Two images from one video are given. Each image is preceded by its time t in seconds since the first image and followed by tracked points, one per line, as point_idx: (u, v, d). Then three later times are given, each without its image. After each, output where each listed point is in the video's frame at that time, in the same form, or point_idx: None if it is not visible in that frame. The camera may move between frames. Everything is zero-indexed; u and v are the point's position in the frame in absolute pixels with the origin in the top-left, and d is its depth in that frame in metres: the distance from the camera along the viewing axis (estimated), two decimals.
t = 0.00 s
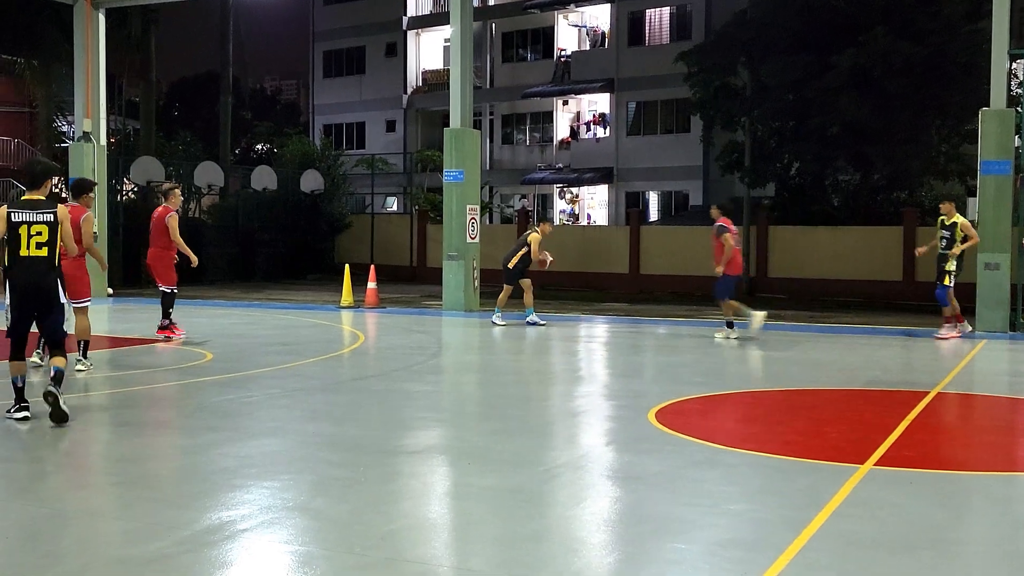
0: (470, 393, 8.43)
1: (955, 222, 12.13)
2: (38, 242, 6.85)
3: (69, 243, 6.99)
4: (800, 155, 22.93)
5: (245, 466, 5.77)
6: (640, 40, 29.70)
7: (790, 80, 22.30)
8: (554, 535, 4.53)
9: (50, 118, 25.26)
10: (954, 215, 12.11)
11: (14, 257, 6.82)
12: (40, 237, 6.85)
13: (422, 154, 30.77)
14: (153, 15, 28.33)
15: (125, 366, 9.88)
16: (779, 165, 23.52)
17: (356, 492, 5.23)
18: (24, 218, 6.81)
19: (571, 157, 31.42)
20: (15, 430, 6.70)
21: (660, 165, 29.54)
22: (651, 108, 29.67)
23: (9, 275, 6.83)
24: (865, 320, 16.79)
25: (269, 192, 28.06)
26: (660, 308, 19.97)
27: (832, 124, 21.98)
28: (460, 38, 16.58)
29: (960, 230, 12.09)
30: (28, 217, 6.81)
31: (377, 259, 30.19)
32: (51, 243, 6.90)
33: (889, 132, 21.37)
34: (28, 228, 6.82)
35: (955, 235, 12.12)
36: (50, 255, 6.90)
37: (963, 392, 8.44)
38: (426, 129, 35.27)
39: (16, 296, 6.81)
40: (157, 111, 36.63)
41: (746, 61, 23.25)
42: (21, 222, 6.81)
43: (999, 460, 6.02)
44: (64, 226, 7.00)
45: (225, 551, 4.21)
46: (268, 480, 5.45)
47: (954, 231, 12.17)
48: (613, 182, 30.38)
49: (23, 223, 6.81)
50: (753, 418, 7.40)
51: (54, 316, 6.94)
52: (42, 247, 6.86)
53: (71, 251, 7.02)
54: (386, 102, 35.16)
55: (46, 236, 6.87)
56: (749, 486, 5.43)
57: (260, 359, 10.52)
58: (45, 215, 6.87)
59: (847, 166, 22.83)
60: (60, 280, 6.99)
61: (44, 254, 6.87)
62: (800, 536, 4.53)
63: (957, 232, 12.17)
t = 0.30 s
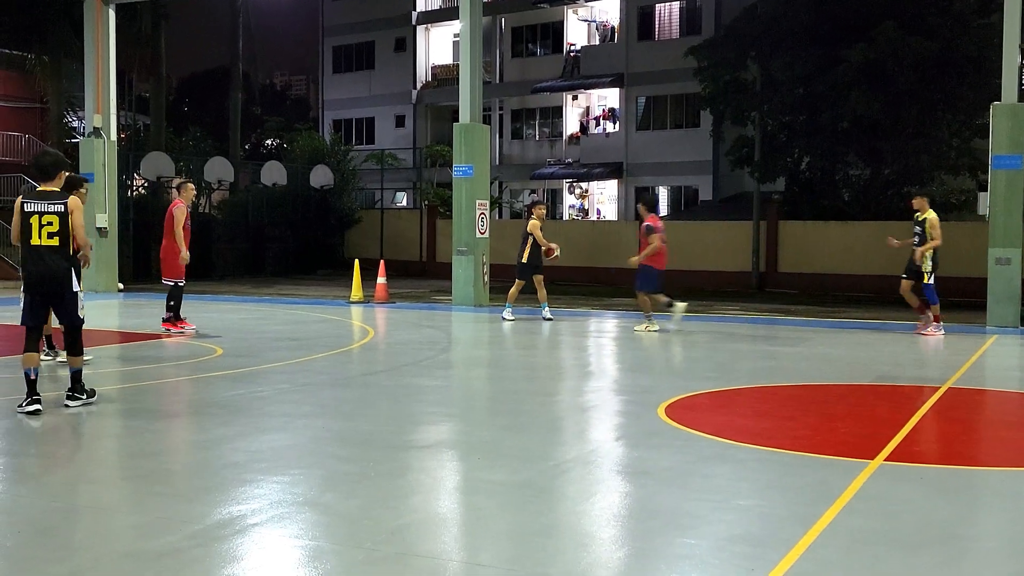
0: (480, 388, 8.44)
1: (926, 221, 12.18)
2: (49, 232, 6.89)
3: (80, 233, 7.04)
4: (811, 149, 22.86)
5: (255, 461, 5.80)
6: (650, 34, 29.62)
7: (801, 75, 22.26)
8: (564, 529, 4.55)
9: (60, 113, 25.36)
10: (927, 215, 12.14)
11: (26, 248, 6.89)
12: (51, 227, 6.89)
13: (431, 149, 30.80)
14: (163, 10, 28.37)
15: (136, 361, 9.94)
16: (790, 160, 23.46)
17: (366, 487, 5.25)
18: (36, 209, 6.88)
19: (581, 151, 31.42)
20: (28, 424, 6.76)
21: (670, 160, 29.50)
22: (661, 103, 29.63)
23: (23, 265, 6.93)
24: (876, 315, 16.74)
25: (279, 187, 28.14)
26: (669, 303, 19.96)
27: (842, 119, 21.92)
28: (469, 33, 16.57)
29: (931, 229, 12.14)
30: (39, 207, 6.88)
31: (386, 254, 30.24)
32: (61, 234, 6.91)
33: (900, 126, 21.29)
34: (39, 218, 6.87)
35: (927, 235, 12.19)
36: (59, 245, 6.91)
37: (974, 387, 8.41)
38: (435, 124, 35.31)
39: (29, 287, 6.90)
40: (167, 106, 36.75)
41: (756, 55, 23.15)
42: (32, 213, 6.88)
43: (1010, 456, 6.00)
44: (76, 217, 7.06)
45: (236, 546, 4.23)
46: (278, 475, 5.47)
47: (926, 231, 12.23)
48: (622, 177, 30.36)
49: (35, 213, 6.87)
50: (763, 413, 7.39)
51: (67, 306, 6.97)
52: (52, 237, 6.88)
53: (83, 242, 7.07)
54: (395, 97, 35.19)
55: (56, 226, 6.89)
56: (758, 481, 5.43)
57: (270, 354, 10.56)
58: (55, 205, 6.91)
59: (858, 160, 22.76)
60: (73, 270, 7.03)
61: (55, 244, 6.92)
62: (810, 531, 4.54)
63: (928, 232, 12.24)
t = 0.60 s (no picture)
0: (487, 385, 8.45)
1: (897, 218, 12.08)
2: (75, 231, 7.16)
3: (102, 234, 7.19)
4: (817, 146, 22.82)
5: (262, 457, 5.81)
6: (657, 30, 29.59)
7: (808, 72, 22.21)
8: (570, 526, 4.56)
9: (67, 110, 25.43)
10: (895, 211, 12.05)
11: (54, 245, 7.18)
12: (76, 227, 7.16)
13: (437, 146, 30.83)
14: (169, 8, 28.41)
15: (144, 357, 9.98)
16: (797, 156, 23.40)
17: (373, 483, 5.26)
18: (63, 208, 7.16)
19: (587, 148, 31.41)
20: (39, 420, 6.81)
21: (677, 157, 29.45)
22: (667, 99, 29.61)
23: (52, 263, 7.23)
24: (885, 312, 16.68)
25: (285, 184, 28.18)
26: (675, 300, 19.96)
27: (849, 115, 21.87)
28: (475, 30, 16.59)
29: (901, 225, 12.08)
30: (66, 207, 7.16)
31: (393, 250, 30.25)
32: (85, 233, 7.17)
33: (906, 123, 21.23)
34: (66, 218, 7.16)
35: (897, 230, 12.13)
36: (83, 244, 7.17)
37: (981, 384, 8.40)
38: (442, 121, 35.32)
39: (57, 284, 7.19)
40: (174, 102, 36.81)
41: (762, 51, 23.08)
42: (60, 212, 7.16)
43: (1017, 453, 5.99)
44: (100, 218, 7.21)
45: (243, 542, 4.25)
46: (285, 471, 5.49)
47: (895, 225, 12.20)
48: (628, 174, 30.33)
49: (62, 212, 7.16)
50: (771, 409, 7.39)
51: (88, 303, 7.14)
52: (78, 236, 7.16)
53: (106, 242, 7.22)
54: (402, 94, 35.21)
55: (82, 226, 7.16)
56: (764, 478, 5.43)
57: (276, 351, 10.60)
58: (80, 206, 7.17)
59: (865, 157, 22.72)
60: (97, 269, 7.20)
61: (79, 243, 7.16)
62: (816, 528, 4.54)
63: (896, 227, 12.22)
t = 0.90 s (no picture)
0: (491, 382, 8.45)
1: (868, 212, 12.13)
2: (95, 228, 7.31)
3: (120, 229, 7.27)
4: (822, 143, 22.77)
5: (267, 455, 5.82)
6: (661, 27, 29.56)
7: (813, 69, 22.18)
8: (575, 523, 4.56)
9: (71, 107, 25.46)
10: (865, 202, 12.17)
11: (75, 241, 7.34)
12: (96, 223, 7.31)
13: (442, 143, 30.82)
14: (173, 5, 28.42)
15: (149, 354, 10.00)
16: (801, 153, 23.35)
17: (377, 481, 5.26)
18: (85, 206, 7.33)
19: (591, 145, 31.39)
20: (45, 417, 6.83)
21: (682, 155, 29.40)
22: (672, 97, 29.58)
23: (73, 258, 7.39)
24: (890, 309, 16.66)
25: (289, 181, 28.20)
26: (679, 297, 19.95)
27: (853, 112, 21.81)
28: (480, 28, 16.58)
29: (875, 218, 12.11)
30: (87, 205, 7.33)
31: (397, 247, 30.23)
32: (105, 230, 7.31)
33: (912, 120, 21.16)
34: (87, 215, 7.32)
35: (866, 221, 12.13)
36: (102, 240, 7.30)
37: (986, 381, 8.39)
38: (446, 118, 35.30)
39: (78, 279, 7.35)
40: (178, 100, 36.83)
41: (767, 48, 23.07)
42: (81, 209, 7.34)
43: (1021, 450, 5.98)
44: (118, 215, 7.29)
45: (248, 540, 4.25)
46: (289, 469, 5.49)
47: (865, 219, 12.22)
48: (633, 171, 30.30)
49: (83, 209, 7.33)
50: (776, 407, 7.39)
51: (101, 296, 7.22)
52: (98, 232, 7.30)
53: (124, 238, 7.29)
54: (406, 91, 35.18)
55: (101, 223, 7.30)
56: (769, 475, 5.42)
57: (280, 348, 10.61)
58: (100, 203, 7.32)
59: (870, 154, 22.67)
60: (113, 263, 7.29)
61: (99, 239, 7.29)
62: (821, 525, 4.53)
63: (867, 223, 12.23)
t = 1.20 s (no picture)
0: (498, 379, 8.47)
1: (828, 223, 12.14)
2: (116, 224, 7.35)
3: (138, 225, 7.28)
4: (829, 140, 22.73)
5: (275, 451, 5.84)
6: (669, 24, 29.52)
7: (821, 66, 22.14)
8: (583, 520, 4.57)
9: (79, 104, 25.54)
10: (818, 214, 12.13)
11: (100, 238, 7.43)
12: (117, 220, 7.34)
13: (448, 140, 30.84)
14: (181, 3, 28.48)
15: (157, 351, 10.02)
16: (809, 150, 23.31)
17: (384, 478, 5.28)
18: (105, 203, 7.37)
19: (598, 142, 31.39)
20: (53, 414, 6.85)
21: (688, 152, 29.36)
22: (678, 94, 29.53)
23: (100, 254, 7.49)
24: (897, 306, 16.63)
25: (296, 178, 28.24)
26: (685, 294, 19.96)
27: (860, 110, 21.75)
28: (486, 25, 16.57)
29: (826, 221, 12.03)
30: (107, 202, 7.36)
31: (404, 244, 30.28)
32: (125, 226, 7.34)
33: (920, 117, 21.07)
34: (108, 212, 7.36)
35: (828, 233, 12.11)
36: (125, 236, 7.35)
37: (994, 379, 8.37)
38: (453, 115, 35.30)
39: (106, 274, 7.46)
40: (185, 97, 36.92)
41: (773, 46, 23.06)
42: (102, 207, 7.39)
43: None
44: (136, 210, 7.29)
45: (255, 536, 4.27)
46: (297, 465, 5.51)
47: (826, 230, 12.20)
48: (640, 168, 30.28)
49: (104, 207, 7.38)
50: (783, 404, 7.37)
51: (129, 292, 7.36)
52: (119, 229, 7.35)
53: (143, 233, 7.31)
54: (413, 88, 35.18)
55: (121, 220, 7.33)
56: (778, 472, 5.43)
57: (288, 345, 10.66)
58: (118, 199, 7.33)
59: (877, 151, 22.62)
60: (137, 259, 7.36)
61: (121, 235, 7.34)
62: (829, 522, 4.53)
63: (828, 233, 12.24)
